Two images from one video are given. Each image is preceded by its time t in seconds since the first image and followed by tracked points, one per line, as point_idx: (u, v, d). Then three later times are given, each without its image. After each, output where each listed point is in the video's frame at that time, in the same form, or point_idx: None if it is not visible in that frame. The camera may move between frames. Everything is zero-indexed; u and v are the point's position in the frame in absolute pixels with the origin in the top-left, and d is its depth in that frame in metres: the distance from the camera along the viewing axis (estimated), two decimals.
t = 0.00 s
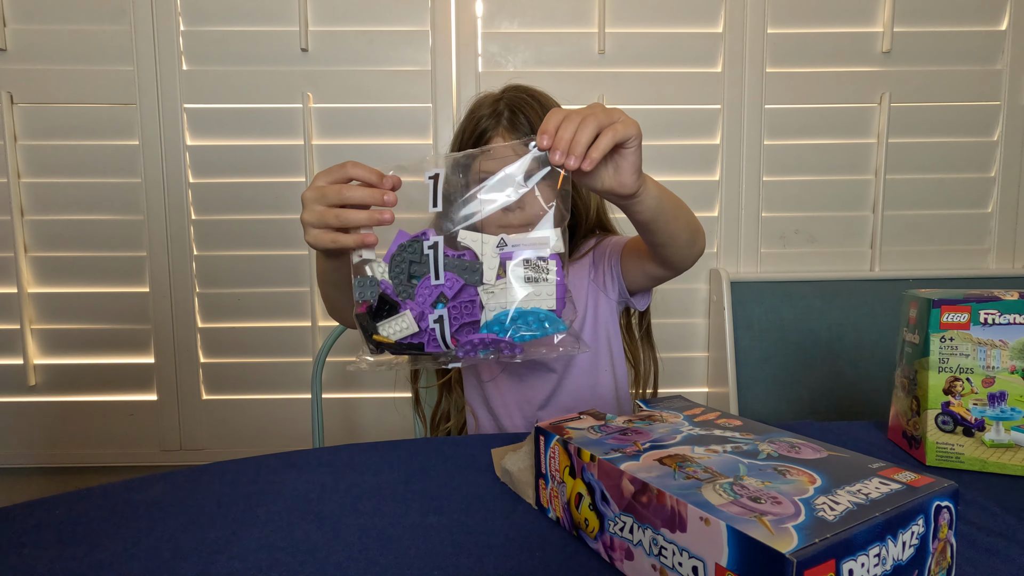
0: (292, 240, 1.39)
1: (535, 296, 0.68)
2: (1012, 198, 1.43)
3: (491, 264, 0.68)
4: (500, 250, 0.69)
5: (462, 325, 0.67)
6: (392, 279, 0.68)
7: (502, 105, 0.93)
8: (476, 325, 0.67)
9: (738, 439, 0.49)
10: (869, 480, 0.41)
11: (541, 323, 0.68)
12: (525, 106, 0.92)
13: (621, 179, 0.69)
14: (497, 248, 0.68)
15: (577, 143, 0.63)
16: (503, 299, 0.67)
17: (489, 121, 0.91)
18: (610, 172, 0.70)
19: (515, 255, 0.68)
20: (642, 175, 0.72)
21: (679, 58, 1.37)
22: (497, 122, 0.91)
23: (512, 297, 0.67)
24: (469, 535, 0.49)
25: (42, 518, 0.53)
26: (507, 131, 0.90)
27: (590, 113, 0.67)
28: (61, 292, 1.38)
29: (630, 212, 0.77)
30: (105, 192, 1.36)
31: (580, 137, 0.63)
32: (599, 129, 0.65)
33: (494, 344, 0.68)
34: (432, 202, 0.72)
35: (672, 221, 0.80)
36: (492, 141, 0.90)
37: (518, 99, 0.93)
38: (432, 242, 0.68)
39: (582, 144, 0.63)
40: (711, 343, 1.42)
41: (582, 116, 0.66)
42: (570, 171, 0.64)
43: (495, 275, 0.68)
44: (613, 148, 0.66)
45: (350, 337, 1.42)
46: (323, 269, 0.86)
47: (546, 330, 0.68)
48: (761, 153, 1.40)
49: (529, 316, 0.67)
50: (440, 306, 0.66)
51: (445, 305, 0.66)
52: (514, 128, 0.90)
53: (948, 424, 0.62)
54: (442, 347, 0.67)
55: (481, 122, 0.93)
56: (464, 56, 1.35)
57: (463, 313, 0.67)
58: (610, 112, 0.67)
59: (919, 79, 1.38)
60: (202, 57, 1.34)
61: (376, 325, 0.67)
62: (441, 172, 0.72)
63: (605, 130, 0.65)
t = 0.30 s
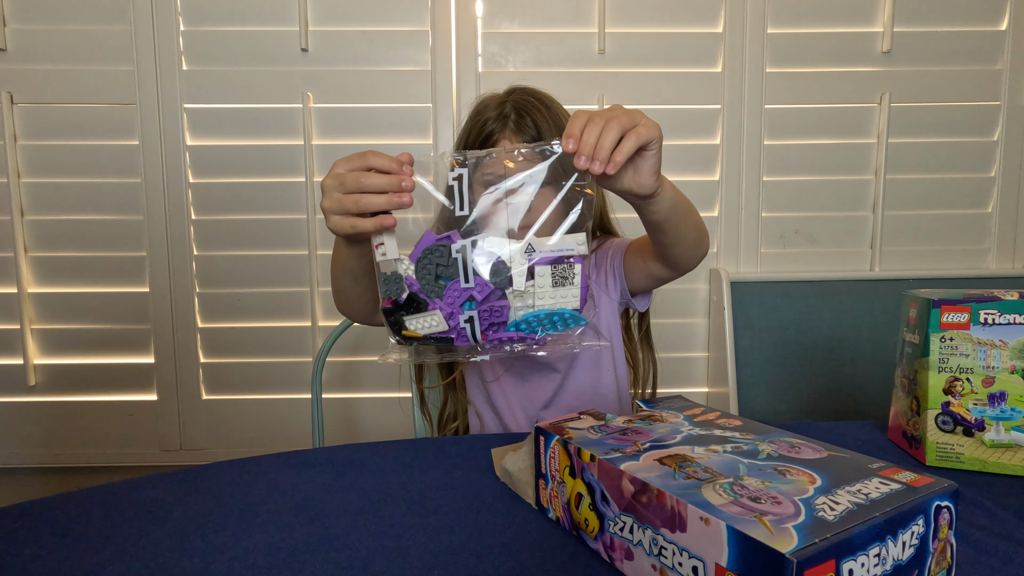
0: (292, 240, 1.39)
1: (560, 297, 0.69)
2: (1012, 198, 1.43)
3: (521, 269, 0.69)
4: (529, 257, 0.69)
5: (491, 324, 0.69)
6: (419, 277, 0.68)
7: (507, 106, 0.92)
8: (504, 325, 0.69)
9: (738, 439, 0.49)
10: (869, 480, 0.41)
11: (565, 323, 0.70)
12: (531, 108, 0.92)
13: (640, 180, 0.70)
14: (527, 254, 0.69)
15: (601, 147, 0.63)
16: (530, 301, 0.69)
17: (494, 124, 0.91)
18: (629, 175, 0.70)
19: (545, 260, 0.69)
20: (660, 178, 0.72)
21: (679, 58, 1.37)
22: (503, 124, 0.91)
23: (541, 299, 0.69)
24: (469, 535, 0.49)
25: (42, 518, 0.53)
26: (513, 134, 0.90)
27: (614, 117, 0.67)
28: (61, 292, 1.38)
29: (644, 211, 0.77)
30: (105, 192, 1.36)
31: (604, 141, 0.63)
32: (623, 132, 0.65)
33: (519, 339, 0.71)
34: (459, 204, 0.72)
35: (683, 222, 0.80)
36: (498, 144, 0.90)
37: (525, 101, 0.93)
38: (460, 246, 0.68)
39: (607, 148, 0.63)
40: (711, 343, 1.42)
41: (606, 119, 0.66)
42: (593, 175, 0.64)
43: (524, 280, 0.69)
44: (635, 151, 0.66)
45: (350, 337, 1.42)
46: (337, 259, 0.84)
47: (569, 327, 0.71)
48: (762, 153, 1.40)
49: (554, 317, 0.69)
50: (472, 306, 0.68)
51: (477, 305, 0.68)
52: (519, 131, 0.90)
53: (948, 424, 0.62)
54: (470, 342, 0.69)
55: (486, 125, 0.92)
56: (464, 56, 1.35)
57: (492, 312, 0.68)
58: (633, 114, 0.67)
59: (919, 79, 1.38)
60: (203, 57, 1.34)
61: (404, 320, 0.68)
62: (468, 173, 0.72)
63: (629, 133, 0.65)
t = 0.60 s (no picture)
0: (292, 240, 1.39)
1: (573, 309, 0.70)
2: (1011, 197, 1.43)
3: (537, 278, 0.70)
4: (544, 267, 0.71)
5: (501, 332, 0.70)
6: (432, 280, 0.70)
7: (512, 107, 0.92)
8: (515, 334, 0.70)
9: (739, 439, 0.49)
10: (869, 480, 0.41)
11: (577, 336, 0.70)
12: (535, 110, 0.92)
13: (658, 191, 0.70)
14: (544, 262, 0.71)
15: (624, 161, 0.63)
16: (544, 311, 0.70)
17: (498, 125, 0.90)
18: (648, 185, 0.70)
19: (562, 269, 0.70)
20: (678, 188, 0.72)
21: (679, 58, 1.37)
22: (507, 125, 0.90)
23: (554, 310, 0.70)
24: (469, 535, 0.49)
25: (42, 518, 0.53)
26: (518, 136, 0.89)
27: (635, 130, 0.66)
28: (61, 292, 1.38)
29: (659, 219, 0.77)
30: (105, 192, 1.36)
31: (627, 155, 0.63)
32: (646, 145, 0.64)
33: (529, 348, 0.72)
34: (480, 212, 0.73)
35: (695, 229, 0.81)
36: (502, 145, 0.89)
37: (529, 102, 0.93)
38: (476, 251, 0.70)
39: (629, 161, 0.63)
40: (711, 343, 1.42)
41: (628, 131, 0.66)
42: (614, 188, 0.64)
43: (540, 289, 0.70)
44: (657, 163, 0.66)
45: (350, 336, 1.42)
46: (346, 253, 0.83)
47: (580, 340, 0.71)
48: (761, 153, 1.40)
49: (566, 327, 0.70)
50: (484, 312, 0.69)
51: (489, 312, 0.69)
52: (524, 132, 0.90)
53: (948, 424, 0.62)
54: (480, 349, 0.70)
55: (490, 125, 0.92)
56: (464, 56, 1.35)
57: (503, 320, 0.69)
58: (653, 126, 0.67)
59: (919, 79, 1.38)
60: (202, 57, 1.34)
61: (414, 323, 0.69)
62: (490, 183, 0.74)
63: (651, 146, 0.65)
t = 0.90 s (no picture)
0: (292, 241, 1.39)
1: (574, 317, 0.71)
2: (1011, 197, 1.43)
3: (534, 288, 0.69)
4: (542, 275, 0.70)
5: (500, 341, 0.69)
6: (429, 289, 0.69)
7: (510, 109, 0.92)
8: (513, 343, 0.69)
9: (738, 439, 0.49)
10: (869, 480, 0.41)
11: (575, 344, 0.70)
12: (533, 112, 0.92)
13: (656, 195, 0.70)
14: (540, 273, 0.70)
15: (621, 168, 0.62)
16: (542, 320, 0.69)
17: (496, 126, 0.90)
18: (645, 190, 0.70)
19: (558, 279, 0.70)
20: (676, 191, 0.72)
21: (679, 58, 1.37)
22: (505, 127, 0.90)
23: (552, 319, 0.69)
24: (468, 535, 0.49)
25: (42, 518, 0.53)
26: (516, 138, 0.89)
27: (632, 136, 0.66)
28: (61, 292, 1.38)
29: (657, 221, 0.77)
30: (106, 192, 1.36)
31: (623, 162, 0.63)
32: (643, 151, 0.64)
33: (528, 357, 0.71)
34: (477, 221, 0.74)
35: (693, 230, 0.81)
36: (500, 147, 0.89)
37: (526, 102, 0.94)
38: (472, 262, 0.69)
39: (627, 168, 0.62)
40: (711, 344, 1.42)
41: (624, 137, 0.65)
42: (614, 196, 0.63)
43: (537, 298, 0.69)
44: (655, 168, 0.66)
45: (350, 336, 1.42)
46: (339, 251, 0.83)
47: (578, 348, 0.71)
48: (761, 153, 1.40)
49: (564, 335, 0.70)
50: (482, 322, 0.68)
51: (486, 321, 0.68)
52: (522, 134, 0.90)
53: (948, 424, 0.62)
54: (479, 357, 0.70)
55: (489, 127, 0.91)
56: (464, 56, 1.35)
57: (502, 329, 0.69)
58: (651, 131, 0.66)
59: (919, 79, 1.38)
60: (202, 57, 1.34)
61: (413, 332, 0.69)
62: (486, 191, 0.74)
63: (649, 152, 0.65)
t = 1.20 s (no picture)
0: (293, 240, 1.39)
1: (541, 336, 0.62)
2: (1011, 197, 1.43)
3: (439, 352, 0.52)
4: (450, 335, 0.52)
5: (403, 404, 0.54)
6: (327, 333, 0.53)
7: (497, 101, 0.92)
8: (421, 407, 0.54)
9: (738, 439, 0.49)
10: (869, 480, 0.41)
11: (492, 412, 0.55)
12: (520, 102, 0.91)
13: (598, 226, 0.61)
14: (446, 333, 0.52)
15: (546, 207, 0.52)
16: (448, 386, 0.54)
17: (483, 119, 0.90)
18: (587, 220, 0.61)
19: (467, 340, 0.53)
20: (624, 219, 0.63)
21: (679, 58, 1.37)
22: (492, 120, 0.90)
23: (461, 385, 0.54)
24: (469, 536, 0.49)
25: (41, 519, 0.53)
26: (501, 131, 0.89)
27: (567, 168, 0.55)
28: (61, 292, 1.38)
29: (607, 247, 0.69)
30: (106, 192, 1.36)
31: (550, 200, 0.52)
32: (576, 183, 0.54)
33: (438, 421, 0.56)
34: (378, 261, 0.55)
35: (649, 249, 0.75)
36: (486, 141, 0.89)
37: (513, 93, 0.93)
38: (372, 310, 0.52)
39: (555, 206, 0.52)
40: (711, 344, 1.42)
41: (555, 166, 0.55)
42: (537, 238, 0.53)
43: (443, 361, 0.52)
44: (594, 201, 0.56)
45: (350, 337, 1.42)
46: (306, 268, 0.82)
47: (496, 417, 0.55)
48: (761, 153, 1.40)
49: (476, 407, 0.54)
50: (382, 380, 0.53)
51: (389, 379, 0.53)
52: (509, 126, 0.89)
53: (948, 424, 0.62)
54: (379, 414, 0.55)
55: (477, 120, 0.91)
56: (464, 56, 1.35)
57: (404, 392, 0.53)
58: (589, 157, 0.56)
59: (919, 79, 1.38)
60: (202, 57, 1.34)
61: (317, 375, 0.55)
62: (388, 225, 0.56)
63: (585, 185, 0.54)
